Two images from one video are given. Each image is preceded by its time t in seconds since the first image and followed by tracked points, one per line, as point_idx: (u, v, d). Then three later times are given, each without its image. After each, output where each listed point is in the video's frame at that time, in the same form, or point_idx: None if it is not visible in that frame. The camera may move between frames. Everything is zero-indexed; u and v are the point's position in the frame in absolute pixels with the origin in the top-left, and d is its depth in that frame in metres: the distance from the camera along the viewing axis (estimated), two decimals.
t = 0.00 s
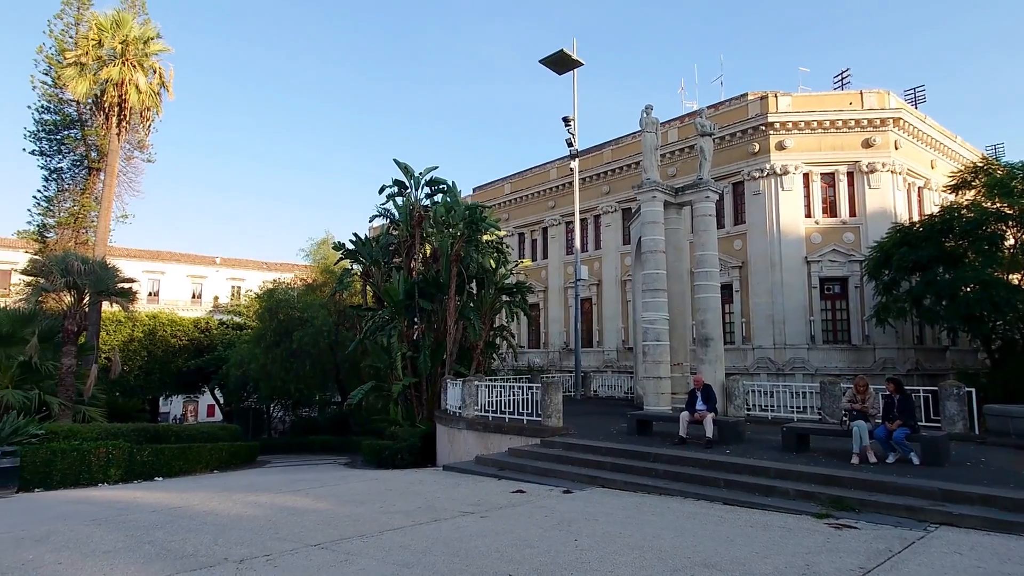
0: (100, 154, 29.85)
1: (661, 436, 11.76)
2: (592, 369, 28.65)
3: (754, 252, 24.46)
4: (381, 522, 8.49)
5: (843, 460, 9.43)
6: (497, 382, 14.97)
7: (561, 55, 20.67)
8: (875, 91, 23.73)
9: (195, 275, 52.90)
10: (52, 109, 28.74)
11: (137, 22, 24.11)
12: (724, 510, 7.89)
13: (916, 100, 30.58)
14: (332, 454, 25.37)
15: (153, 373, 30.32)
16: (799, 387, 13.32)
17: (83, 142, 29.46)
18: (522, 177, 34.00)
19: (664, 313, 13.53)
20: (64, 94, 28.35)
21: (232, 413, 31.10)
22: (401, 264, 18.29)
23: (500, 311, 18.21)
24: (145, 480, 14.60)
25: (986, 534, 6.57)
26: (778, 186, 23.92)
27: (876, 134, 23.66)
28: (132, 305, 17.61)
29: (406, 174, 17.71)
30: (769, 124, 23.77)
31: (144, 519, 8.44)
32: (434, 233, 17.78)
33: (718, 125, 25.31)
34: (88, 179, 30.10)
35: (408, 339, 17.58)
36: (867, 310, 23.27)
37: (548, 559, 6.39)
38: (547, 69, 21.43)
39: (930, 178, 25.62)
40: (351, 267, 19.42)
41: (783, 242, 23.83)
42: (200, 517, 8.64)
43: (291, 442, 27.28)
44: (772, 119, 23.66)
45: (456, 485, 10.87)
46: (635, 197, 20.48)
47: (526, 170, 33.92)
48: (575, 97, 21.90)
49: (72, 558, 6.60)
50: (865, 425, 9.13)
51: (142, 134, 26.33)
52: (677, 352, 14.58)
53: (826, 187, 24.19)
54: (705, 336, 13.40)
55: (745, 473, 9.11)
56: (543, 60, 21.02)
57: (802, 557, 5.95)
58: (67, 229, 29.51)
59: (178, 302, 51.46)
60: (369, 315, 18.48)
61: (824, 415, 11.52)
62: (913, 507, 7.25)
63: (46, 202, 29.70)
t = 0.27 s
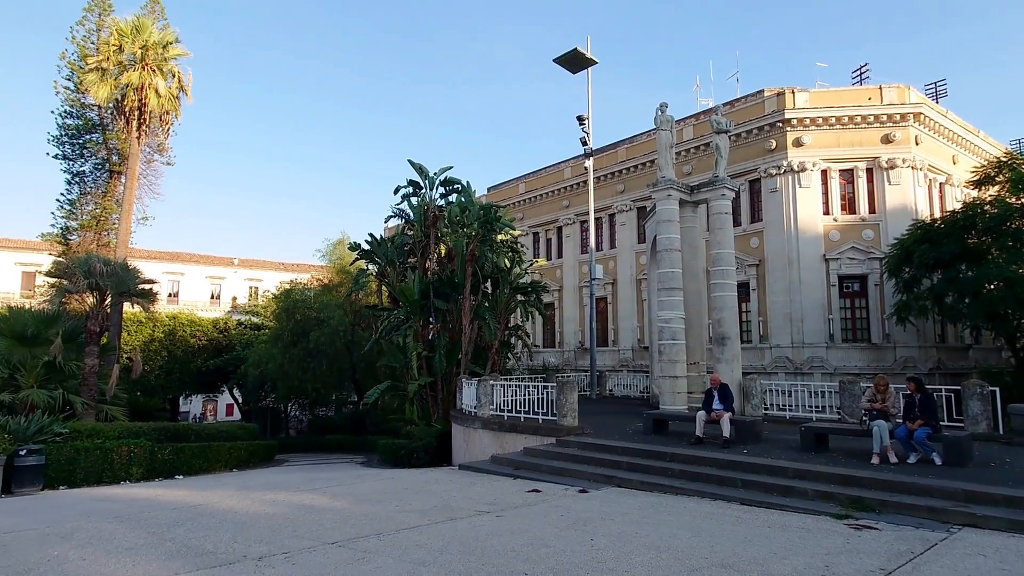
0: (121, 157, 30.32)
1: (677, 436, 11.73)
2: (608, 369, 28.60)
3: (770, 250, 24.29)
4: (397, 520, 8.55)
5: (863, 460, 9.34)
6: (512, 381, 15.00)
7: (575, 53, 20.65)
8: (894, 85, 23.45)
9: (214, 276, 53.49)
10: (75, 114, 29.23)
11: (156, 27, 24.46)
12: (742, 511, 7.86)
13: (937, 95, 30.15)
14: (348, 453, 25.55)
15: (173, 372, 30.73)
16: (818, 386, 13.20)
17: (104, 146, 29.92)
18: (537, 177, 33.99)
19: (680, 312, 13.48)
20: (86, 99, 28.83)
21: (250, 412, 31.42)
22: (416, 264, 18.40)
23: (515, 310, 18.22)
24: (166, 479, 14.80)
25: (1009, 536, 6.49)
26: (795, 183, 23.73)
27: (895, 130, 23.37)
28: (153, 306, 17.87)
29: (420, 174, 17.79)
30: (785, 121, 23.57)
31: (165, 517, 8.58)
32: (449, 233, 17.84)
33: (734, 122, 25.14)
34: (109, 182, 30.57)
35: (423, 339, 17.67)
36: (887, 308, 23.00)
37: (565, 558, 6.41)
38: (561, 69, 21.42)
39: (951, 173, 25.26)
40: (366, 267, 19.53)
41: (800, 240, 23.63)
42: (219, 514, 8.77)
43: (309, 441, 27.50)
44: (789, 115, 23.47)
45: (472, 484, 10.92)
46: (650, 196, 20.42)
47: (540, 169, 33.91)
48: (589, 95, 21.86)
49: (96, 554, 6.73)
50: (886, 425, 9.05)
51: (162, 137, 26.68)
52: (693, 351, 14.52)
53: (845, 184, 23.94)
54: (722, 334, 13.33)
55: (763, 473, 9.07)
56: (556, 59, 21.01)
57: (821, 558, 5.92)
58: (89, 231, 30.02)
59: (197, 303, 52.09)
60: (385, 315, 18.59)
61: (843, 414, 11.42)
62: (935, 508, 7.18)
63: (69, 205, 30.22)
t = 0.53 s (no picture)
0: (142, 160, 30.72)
1: (694, 436, 11.66)
2: (624, 368, 28.52)
3: (788, 249, 24.06)
4: (414, 519, 8.60)
5: (884, 461, 9.23)
6: (528, 381, 14.99)
7: (589, 52, 20.59)
8: (915, 80, 23.12)
9: (233, 276, 54.08)
10: (97, 118, 29.69)
11: (175, 31, 24.75)
12: (760, 512, 7.80)
13: (960, 89, 29.68)
14: (366, 452, 25.71)
15: (193, 372, 31.13)
16: (838, 386, 13.05)
17: (125, 149, 30.36)
18: (552, 176, 33.96)
19: (696, 311, 13.40)
20: (108, 103, 29.25)
21: (269, 412, 31.74)
22: (432, 264, 18.45)
23: (531, 310, 18.20)
24: (187, 477, 14.99)
25: None
26: (813, 181, 23.48)
27: (917, 125, 23.04)
28: (174, 307, 18.10)
29: (436, 174, 17.85)
30: (803, 117, 23.34)
31: (186, 514, 8.68)
32: (464, 233, 17.87)
33: (751, 119, 24.95)
34: (130, 185, 30.99)
35: (439, 339, 17.73)
36: (909, 307, 22.69)
37: (581, 558, 6.40)
38: (576, 67, 21.38)
39: (974, 169, 24.87)
40: (382, 267, 19.62)
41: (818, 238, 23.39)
42: (239, 512, 8.87)
43: (327, 441, 27.71)
44: (807, 112, 23.23)
45: (489, 484, 10.93)
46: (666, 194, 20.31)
47: (555, 168, 33.87)
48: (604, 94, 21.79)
49: (120, 551, 6.84)
50: (908, 425, 8.94)
51: (181, 140, 27.01)
52: (710, 350, 14.43)
53: (864, 181, 23.67)
54: (739, 334, 13.23)
55: (782, 473, 8.99)
56: (571, 58, 20.97)
57: (841, 560, 5.86)
58: (111, 234, 30.49)
59: (216, 304, 52.71)
60: (401, 315, 18.66)
61: (863, 414, 11.28)
62: (959, 510, 7.07)
63: (92, 208, 30.71)
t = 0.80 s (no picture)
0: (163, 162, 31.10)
1: (711, 435, 11.59)
2: (640, 368, 28.40)
3: (807, 247, 23.81)
4: (431, 518, 8.63)
5: (906, 462, 9.11)
6: (544, 380, 14.98)
7: (605, 50, 20.53)
8: (938, 75, 22.76)
9: (252, 277, 54.62)
10: (118, 121, 30.13)
11: (194, 35, 25.05)
12: (780, 512, 7.73)
13: (983, 84, 29.18)
14: (383, 451, 25.84)
15: (213, 371, 31.49)
16: (858, 385, 12.89)
17: (146, 152, 30.76)
18: (567, 175, 33.89)
19: (714, 310, 13.30)
20: (129, 107, 29.68)
21: (288, 411, 32.03)
22: (448, 263, 18.50)
23: (546, 309, 18.17)
24: (208, 474, 15.17)
25: None
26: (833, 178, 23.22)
27: (939, 121, 22.69)
28: (194, 307, 18.33)
29: (451, 174, 17.89)
30: (822, 114, 23.08)
31: (207, 511, 8.79)
32: (480, 232, 17.88)
33: (769, 116, 24.72)
34: (151, 187, 31.37)
35: (455, 338, 17.77)
36: (931, 305, 22.36)
37: (598, 558, 6.39)
38: (591, 66, 21.32)
39: (999, 165, 24.44)
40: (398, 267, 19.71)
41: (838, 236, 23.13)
42: (258, 510, 8.96)
43: (344, 440, 27.90)
44: (826, 108, 22.97)
45: (505, 483, 10.95)
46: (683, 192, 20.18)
47: (571, 167, 33.81)
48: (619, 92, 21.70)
49: (142, 547, 6.94)
50: (931, 426, 8.81)
51: (200, 142, 27.30)
52: (728, 350, 14.33)
53: (885, 178, 23.36)
54: (757, 333, 13.11)
55: (802, 474, 8.90)
56: (586, 56, 20.91)
57: (863, 562, 5.79)
58: (133, 235, 30.94)
59: (236, 304, 53.30)
60: (417, 315, 18.72)
61: (885, 414, 11.14)
62: (984, 512, 6.96)
63: (114, 210, 31.16)
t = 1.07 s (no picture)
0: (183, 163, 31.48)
1: (729, 435, 11.51)
2: (657, 366, 28.26)
3: (827, 245, 23.56)
4: (448, 515, 8.65)
5: (928, 462, 8.99)
6: (560, 379, 14.96)
7: (621, 47, 20.46)
8: (961, 68, 22.40)
9: (270, 276, 55.12)
10: (139, 123, 30.56)
11: (213, 37, 25.38)
12: (799, 513, 7.66)
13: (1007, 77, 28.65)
14: (399, 449, 25.97)
15: (232, 369, 31.83)
16: (879, 385, 12.73)
17: (166, 153, 31.16)
18: (583, 173, 33.81)
19: (731, 308, 13.20)
20: (150, 109, 30.11)
21: (305, 408, 32.31)
22: (464, 262, 18.54)
23: (562, 307, 18.15)
24: (228, 471, 15.33)
25: None
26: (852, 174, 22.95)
27: (963, 115, 22.32)
28: (214, 305, 18.52)
29: (467, 173, 17.92)
30: (842, 109, 22.82)
31: (227, 507, 8.89)
32: (496, 231, 17.89)
33: (787, 112, 24.48)
34: (171, 188, 31.76)
35: (471, 337, 17.81)
36: (954, 303, 22.02)
37: (616, 556, 6.37)
38: (607, 63, 21.25)
39: None
40: (414, 266, 19.79)
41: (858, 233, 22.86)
42: (277, 506, 9.04)
43: (360, 438, 28.06)
44: (846, 103, 22.70)
45: (521, 481, 10.95)
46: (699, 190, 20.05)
47: (586, 165, 33.71)
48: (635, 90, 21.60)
49: (165, 542, 7.04)
50: (954, 425, 8.69)
51: (219, 143, 27.60)
52: (745, 348, 14.22)
53: (906, 174, 23.04)
54: (775, 331, 13.00)
55: (822, 474, 8.82)
56: (602, 53, 20.85)
57: (885, 563, 5.73)
58: (154, 235, 31.35)
59: (254, 303, 53.84)
60: (433, 313, 18.79)
61: (907, 413, 10.99)
62: (1009, 514, 6.85)
63: (135, 210, 31.58)
